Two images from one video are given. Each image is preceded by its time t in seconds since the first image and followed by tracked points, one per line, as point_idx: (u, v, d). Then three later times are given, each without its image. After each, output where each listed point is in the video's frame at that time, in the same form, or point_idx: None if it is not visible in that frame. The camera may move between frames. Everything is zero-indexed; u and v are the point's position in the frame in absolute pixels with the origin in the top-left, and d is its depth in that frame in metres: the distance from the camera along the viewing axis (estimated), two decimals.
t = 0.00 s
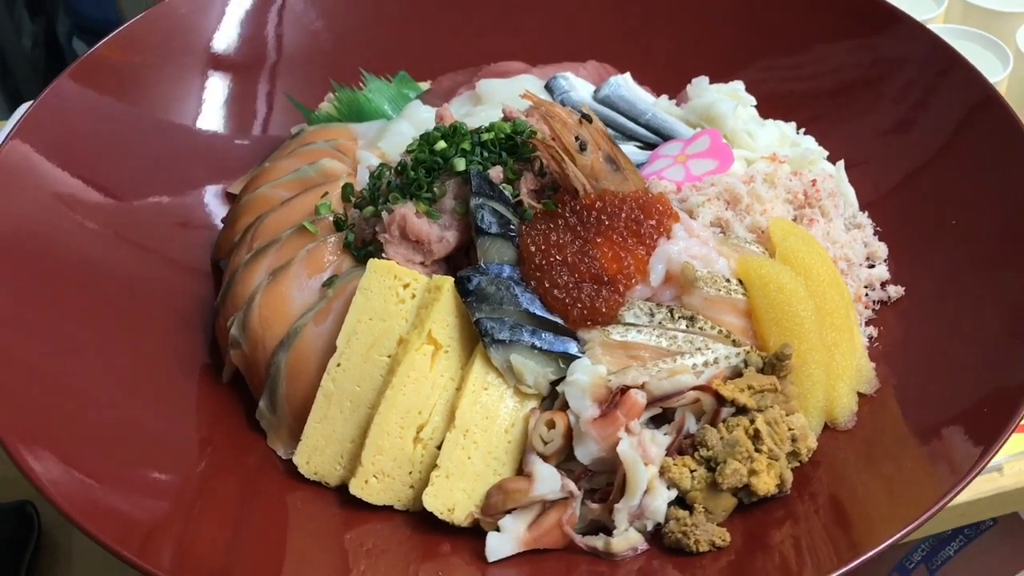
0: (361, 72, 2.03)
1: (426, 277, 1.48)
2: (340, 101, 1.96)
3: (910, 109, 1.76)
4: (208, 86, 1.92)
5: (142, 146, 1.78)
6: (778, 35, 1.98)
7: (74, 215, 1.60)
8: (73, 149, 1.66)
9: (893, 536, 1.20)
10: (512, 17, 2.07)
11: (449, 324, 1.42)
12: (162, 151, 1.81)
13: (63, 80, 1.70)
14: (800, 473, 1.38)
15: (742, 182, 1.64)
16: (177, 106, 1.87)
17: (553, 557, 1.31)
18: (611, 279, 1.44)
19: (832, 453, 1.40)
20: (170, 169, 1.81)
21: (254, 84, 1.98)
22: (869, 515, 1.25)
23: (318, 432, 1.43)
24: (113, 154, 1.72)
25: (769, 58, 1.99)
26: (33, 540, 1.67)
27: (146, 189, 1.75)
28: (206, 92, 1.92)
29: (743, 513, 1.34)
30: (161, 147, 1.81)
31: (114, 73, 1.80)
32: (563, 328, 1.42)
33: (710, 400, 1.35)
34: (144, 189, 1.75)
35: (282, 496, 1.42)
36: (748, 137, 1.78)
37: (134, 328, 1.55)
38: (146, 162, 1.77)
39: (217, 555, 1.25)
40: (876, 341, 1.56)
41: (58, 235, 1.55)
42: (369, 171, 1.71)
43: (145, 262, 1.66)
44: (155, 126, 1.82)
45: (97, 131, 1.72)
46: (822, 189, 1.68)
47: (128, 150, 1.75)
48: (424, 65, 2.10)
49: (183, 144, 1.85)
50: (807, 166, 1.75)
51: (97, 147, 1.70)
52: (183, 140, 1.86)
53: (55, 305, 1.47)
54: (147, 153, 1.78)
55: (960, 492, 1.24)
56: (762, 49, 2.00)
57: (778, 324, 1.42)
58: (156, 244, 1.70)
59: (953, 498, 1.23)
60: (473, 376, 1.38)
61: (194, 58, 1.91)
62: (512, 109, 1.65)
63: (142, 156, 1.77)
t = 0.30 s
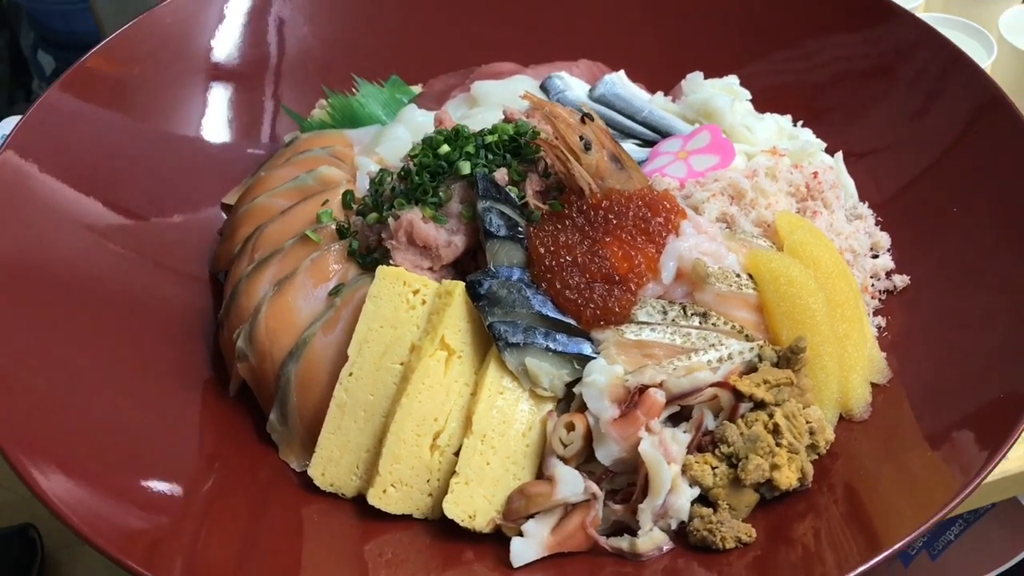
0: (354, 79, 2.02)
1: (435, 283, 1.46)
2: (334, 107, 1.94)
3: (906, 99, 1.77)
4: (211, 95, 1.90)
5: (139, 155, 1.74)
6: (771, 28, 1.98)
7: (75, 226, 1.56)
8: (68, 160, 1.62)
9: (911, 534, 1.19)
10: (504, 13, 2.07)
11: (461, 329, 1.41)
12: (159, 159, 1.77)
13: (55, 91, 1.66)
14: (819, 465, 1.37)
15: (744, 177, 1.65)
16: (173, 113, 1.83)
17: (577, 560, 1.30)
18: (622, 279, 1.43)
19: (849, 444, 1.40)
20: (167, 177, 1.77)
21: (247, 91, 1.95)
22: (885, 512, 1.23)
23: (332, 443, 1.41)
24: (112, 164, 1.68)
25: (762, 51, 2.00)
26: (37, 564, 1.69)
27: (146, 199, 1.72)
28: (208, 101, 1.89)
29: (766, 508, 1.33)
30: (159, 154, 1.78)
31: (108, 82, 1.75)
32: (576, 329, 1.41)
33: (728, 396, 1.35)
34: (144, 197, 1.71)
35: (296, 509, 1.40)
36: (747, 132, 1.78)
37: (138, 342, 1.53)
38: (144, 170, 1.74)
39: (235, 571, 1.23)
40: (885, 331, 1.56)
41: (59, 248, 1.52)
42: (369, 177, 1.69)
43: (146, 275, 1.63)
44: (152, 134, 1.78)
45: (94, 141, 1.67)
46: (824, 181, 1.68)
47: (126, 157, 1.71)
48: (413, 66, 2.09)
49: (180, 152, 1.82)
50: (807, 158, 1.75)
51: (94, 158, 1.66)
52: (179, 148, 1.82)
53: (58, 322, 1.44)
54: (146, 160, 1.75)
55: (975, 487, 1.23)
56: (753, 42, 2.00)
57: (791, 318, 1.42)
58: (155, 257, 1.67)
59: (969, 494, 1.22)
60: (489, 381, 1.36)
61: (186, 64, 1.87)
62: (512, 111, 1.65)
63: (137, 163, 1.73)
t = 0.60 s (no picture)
0: (350, 83, 2.01)
1: (449, 285, 1.46)
2: (332, 112, 1.93)
3: (905, 87, 1.80)
4: (220, 103, 1.90)
5: (140, 167, 1.73)
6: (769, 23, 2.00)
7: (82, 240, 1.56)
8: (71, 172, 1.61)
9: (933, 527, 1.18)
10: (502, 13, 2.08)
11: (479, 331, 1.40)
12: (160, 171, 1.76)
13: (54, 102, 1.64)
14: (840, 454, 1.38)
15: (750, 168, 1.66)
16: (175, 123, 1.81)
17: (606, 558, 1.29)
18: (637, 275, 1.43)
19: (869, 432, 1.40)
20: (170, 189, 1.76)
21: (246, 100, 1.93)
22: (905, 508, 1.23)
23: (352, 450, 1.40)
24: (113, 177, 1.67)
25: (761, 45, 2.02)
26: None
27: (148, 210, 1.71)
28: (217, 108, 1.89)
29: (791, 499, 1.34)
30: (162, 165, 1.77)
31: (108, 92, 1.73)
32: (594, 326, 1.41)
33: (749, 387, 1.35)
34: (148, 210, 1.70)
35: (317, 517, 1.39)
36: (749, 124, 1.79)
37: (149, 356, 1.52)
38: (147, 182, 1.72)
39: None
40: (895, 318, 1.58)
41: (65, 263, 1.51)
42: (373, 182, 1.68)
43: (154, 288, 1.62)
44: (151, 145, 1.76)
45: (95, 154, 1.66)
46: (828, 171, 1.69)
47: (129, 169, 1.70)
48: (413, 70, 2.09)
49: (183, 162, 1.80)
50: (810, 149, 1.76)
51: (96, 172, 1.64)
52: (179, 158, 1.80)
53: (69, 337, 1.43)
54: (148, 172, 1.74)
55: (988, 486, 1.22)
56: (750, 37, 2.02)
57: (806, 308, 1.42)
58: (160, 270, 1.66)
59: (988, 485, 1.22)
60: (509, 382, 1.36)
61: (184, 74, 1.85)
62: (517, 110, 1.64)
63: (140, 174, 1.72)
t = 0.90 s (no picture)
0: (342, 88, 2.01)
1: (457, 287, 1.45)
2: (324, 117, 1.92)
3: (893, 75, 1.85)
4: (223, 111, 1.92)
5: (135, 175, 1.72)
6: (758, 18, 2.03)
7: (82, 255, 1.55)
8: (69, 185, 1.60)
9: (937, 524, 1.18)
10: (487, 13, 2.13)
11: (489, 332, 1.40)
12: (156, 181, 1.75)
13: (44, 115, 1.64)
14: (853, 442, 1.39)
15: (748, 160, 1.67)
16: (165, 130, 1.81)
17: (628, 554, 1.29)
18: (644, 271, 1.44)
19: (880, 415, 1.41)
20: (168, 198, 1.75)
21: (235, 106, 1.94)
22: (917, 500, 1.23)
23: (365, 457, 1.39)
24: (108, 187, 1.66)
25: (751, 41, 2.05)
26: None
27: (146, 220, 1.69)
28: (220, 116, 1.91)
29: (807, 488, 1.34)
30: (159, 176, 1.76)
31: (99, 104, 1.73)
32: (604, 324, 1.41)
33: (762, 379, 1.36)
34: (146, 221, 1.69)
35: (333, 524, 1.39)
36: (744, 118, 1.80)
37: (155, 369, 1.51)
38: (144, 192, 1.71)
39: None
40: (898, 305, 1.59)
41: (68, 279, 1.51)
42: (372, 186, 1.67)
43: (156, 299, 1.61)
44: (145, 153, 1.76)
45: (88, 165, 1.65)
46: (824, 161, 1.70)
47: (126, 180, 1.69)
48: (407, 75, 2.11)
49: (178, 171, 1.79)
50: (805, 140, 1.78)
51: (92, 185, 1.63)
52: (172, 166, 1.79)
53: (75, 353, 1.42)
54: (146, 182, 1.73)
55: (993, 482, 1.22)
56: (738, 33, 2.05)
57: (813, 298, 1.43)
58: (160, 280, 1.64)
59: (988, 484, 1.22)
60: (521, 382, 1.35)
61: (174, 83, 1.86)
62: (516, 110, 1.65)
63: (138, 185, 1.71)
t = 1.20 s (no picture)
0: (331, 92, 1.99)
1: (461, 289, 1.44)
2: (314, 121, 1.90)
3: (884, 63, 1.86)
4: (222, 118, 1.91)
5: (122, 185, 1.70)
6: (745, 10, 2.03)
7: (73, 272, 1.53)
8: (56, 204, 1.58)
9: (944, 522, 1.17)
10: (474, 12, 2.11)
11: (497, 333, 1.38)
12: (146, 194, 1.73)
13: (27, 129, 1.62)
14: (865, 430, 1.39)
15: (744, 152, 1.67)
16: (152, 139, 1.79)
17: (647, 552, 1.28)
18: (650, 266, 1.43)
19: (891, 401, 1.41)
20: (158, 210, 1.73)
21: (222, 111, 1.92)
22: (926, 495, 1.22)
23: (376, 464, 1.37)
24: (95, 199, 1.64)
25: (739, 33, 2.05)
26: None
27: (137, 234, 1.67)
28: (220, 124, 1.90)
29: (823, 479, 1.34)
30: (148, 188, 1.73)
31: (83, 119, 1.71)
32: (612, 320, 1.40)
33: (773, 371, 1.35)
34: (137, 234, 1.67)
35: (345, 534, 1.37)
36: (737, 110, 1.80)
37: (154, 383, 1.49)
38: (133, 206, 1.69)
39: None
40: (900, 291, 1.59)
41: (60, 298, 1.49)
42: (368, 189, 1.65)
43: (152, 313, 1.59)
44: (132, 163, 1.74)
45: (73, 179, 1.63)
46: (819, 150, 1.70)
47: (114, 195, 1.67)
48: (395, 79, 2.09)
49: (166, 182, 1.77)
50: (799, 130, 1.78)
51: (79, 203, 1.61)
52: (160, 177, 1.77)
53: (72, 373, 1.40)
54: (136, 195, 1.71)
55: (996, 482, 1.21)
56: (726, 26, 2.05)
57: (818, 287, 1.42)
58: (156, 291, 1.62)
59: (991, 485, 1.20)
60: (532, 382, 1.34)
61: (159, 94, 1.84)
62: (512, 109, 1.64)
63: (127, 199, 1.69)
